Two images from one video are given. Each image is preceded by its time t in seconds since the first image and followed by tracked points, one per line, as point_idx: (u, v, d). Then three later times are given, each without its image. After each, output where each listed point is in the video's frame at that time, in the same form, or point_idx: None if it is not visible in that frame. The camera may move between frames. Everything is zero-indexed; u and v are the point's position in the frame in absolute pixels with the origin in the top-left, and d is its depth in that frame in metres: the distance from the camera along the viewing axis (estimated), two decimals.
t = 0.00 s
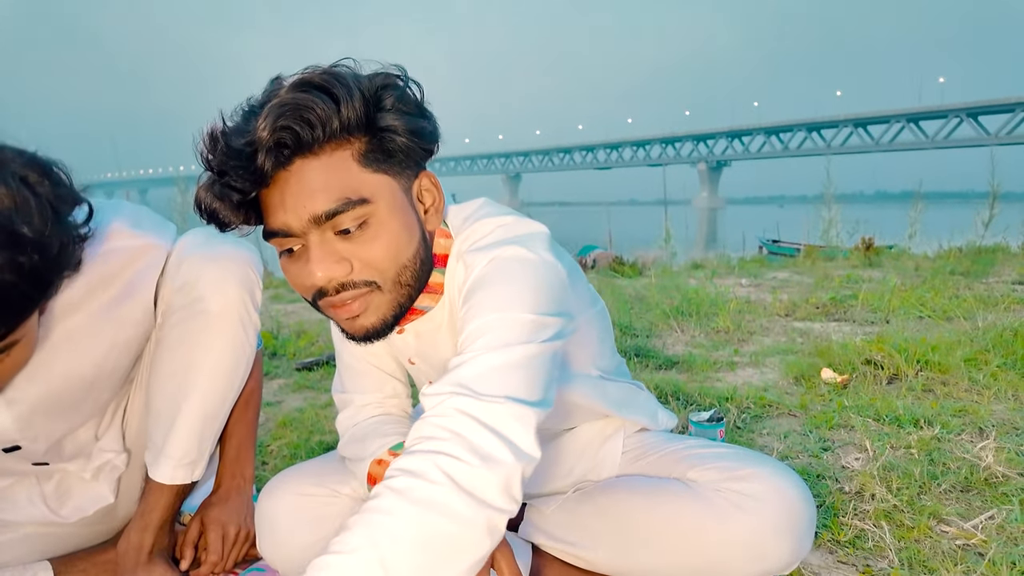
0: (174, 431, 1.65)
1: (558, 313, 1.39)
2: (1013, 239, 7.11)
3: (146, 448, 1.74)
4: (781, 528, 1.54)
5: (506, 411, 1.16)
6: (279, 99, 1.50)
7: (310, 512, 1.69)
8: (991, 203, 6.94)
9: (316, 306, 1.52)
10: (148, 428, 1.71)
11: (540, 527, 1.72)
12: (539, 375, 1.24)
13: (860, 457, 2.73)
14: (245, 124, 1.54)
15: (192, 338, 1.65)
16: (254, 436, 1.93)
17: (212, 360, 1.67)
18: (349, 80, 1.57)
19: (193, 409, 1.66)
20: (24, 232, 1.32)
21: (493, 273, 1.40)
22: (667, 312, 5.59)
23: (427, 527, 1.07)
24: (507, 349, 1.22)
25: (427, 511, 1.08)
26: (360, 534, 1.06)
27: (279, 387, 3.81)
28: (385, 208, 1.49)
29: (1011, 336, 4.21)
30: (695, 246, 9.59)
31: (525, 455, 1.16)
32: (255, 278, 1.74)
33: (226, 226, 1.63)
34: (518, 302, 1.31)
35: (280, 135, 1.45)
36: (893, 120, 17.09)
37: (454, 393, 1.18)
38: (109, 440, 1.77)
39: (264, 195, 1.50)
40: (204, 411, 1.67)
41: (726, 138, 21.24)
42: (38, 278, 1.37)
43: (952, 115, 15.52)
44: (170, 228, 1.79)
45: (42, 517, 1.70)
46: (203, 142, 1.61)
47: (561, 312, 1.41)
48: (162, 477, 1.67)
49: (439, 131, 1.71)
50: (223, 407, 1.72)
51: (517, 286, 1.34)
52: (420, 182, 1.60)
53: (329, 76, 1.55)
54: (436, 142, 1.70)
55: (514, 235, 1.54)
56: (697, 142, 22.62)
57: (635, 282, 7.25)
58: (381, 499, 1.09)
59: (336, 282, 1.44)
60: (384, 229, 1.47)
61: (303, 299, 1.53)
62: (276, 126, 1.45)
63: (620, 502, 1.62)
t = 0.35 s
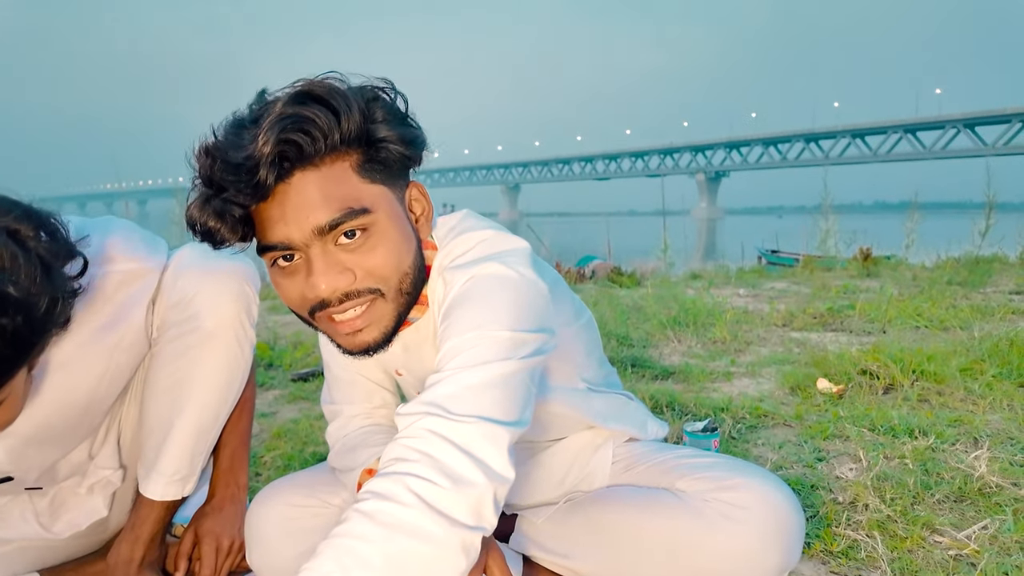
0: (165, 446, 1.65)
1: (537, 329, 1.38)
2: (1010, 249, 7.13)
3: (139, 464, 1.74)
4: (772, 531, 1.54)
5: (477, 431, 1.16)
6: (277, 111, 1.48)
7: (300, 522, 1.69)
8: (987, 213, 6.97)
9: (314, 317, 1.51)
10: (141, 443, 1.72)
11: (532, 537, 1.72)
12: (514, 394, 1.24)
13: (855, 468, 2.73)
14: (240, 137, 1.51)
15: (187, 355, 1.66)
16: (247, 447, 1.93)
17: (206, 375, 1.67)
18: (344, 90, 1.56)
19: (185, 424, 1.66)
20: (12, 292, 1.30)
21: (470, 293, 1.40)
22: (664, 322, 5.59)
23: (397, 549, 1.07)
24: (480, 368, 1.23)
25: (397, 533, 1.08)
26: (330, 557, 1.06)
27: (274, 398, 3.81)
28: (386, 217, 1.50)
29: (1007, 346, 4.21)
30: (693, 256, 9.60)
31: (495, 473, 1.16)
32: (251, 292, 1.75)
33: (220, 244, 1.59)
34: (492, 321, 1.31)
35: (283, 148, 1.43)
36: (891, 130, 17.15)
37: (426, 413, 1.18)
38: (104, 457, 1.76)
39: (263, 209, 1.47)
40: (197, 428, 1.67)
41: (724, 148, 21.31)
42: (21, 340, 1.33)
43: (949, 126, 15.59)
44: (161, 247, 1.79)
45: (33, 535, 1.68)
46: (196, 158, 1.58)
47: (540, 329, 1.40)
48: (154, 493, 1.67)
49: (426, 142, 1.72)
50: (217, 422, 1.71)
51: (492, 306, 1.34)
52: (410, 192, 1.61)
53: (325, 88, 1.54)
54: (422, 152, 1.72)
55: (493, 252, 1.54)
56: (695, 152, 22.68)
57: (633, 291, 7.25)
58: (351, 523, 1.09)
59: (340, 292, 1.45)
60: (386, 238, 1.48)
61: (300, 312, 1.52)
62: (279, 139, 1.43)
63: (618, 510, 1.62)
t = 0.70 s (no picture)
0: (155, 460, 1.65)
1: (540, 341, 1.39)
2: (1005, 258, 7.16)
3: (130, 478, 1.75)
4: (763, 535, 1.55)
5: (488, 446, 1.17)
6: (294, 114, 1.50)
7: (295, 535, 1.69)
8: (983, 222, 6.99)
9: (316, 325, 1.51)
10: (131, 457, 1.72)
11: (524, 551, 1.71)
12: (522, 407, 1.25)
13: (849, 479, 2.73)
14: (253, 139, 1.52)
15: (178, 368, 1.67)
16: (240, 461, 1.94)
17: (196, 389, 1.67)
18: (361, 99, 1.58)
19: (175, 438, 1.66)
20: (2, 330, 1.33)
21: (473, 308, 1.41)
22: (661, 331, 5.60)
23: (416, 565, 1.07)
24: (487, 383, 1.24)
25: (415, 549, 1.08)
26: None
27: (270, 408, 3.81)
28: (392, 225, 1.51)
29: (1002, 356, 4.22)
30: (691, 264, 9.62)
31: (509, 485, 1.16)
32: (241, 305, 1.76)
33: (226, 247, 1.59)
34: (497, 334, 1.32)
35: (296, 150, 1.44)
36: (888, 139, 17.21)
37: (437, 429, 1.19)
38: (95, 471, 1.77)
39: (271, 211, 1.48)
40: (188, 441, 1.67)
41: (722, 156, 21.38)
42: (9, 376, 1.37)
43: (946, 134, 15.64)
44: (152, 259, 1.79)
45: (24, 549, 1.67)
46: (207, 158, 1.59)
47: (543, 341, 1.41)
48: (142, 507, 1.67)
49: (435, 157, 1.74)
50: (207, 435, 1.71)
51: (495, 319, 1.35)
52: (416, 205, 1.63)
53: (342, 96, 1.57)
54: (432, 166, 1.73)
55: (493, 265, 1.55)
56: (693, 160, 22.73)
57: (630, 300, 7.26)
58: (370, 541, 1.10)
59: (344, 299, 1.45)
60: (391, 246, 1.49)
61: (303, 320, 1.52)
62: (293, 141, 1.44)
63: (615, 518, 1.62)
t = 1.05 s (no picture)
0: (149, 464, 1.65)
1: (546, 352, 1.39)
2: (1002, 266, 7.17)
3: (124, 484, 1.74)
4: (755, 557, 1.54)
5: (497, 461, 1.17)
6: (322, 106, 1.54)
7: (293, 544, 1.68)
8: (980, 230, 7.00)
9: (310, 314, 1.50)
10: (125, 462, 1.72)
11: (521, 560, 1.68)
12: (529, 419, 1.25)
13: (847, 487, 2.72)
14: (282, 124, 1.55)
15: (170, 373, 1.66)
16: (235, 474, 1.95)
17: (191, 393, 1.67)
18: (391, 103, 1.61)
19: (169, 442, 1.65)
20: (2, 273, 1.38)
21: (480, 319, 1.41)
22: (659, 339, 5.59)
23: None
24: (495, 396, 1.24)
25: (426, 568, 1.08)
26: None
27: (267, 416, 3.80)
28: (402, 229, 1.51)
29: (1000, 363, 4.23)
30: (688, 272, 9.62)
31: (519, 504, 1.16)
32: (234, 311, 1.75)
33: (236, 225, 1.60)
34: (504, 346, 1.32)
35: (319, 140, 1.47)
36: (885, 147, 17.26)
37: (445, 444, 1.19)
38: (88, 474, 1.75)
39: (285, 194, 1.50)
40: (181, 447, 1.66)
41: (720, 164, 21.41)
42: (18, 318, 1.42)
43: (942, 142, 15.70)
44: (151, 262, 1.80)
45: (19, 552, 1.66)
46: (233, 135, 1.61)
47: (549, 351, 1.41)
48: (137, 512, 1.66)
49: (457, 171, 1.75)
50: (202, 439, 1.70)
51: (502, 330, 1.35)
52: (430, 215, 1.62)
53: (374, 97, 1.59)
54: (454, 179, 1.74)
55: (497, 275, 1.55)
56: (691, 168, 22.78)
57: (628, 308, 7.26)
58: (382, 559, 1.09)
59: (339, 291, 1.44)
60: (395, 248, 1.49)
61: (299, 309, 1.52)
62: (317, 130, 1.47)
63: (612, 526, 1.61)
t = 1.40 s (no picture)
0: (145, 466, 1.64)
1: (539, 360, 1.38)
2: (1000, 271, 7.18)
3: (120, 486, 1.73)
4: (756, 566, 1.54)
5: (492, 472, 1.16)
6: (302, 127, 1.50)
7: (290, 551, 1.67)
8: (978, 236, 7.01)
9: (299, 330, 1.52)
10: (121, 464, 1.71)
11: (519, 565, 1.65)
12: (524, 429, 1.24)
13: (846, 493, 2.72)
14: (264, 144, 1.52)
15: (163, 376, 1.65)
16: (234, 480, 1.94)
17: (186, 395, 1.66)
18: (373, 118, 1.57)
19: (165, 444, 1.64)
20: (12, 235, 1.38)
21: (474, 328, 1.40)
22: (659, 344, 5.59)
23: None
24: (490, 405, 1.23)
25: None
26: None
27: (265, 422, 3.79)
28: (388, 246, 1.50)
29: (998, 369, 4.23)
30: (687, 278, 9.64)
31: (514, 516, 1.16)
32: (229, 313, 1.75)
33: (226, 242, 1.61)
34: (498, 355, 1.31)
35: (297, 163, 1.45)
36: (883, 152, 17.30)
37: (440, 455, 1.18)
38: (83, 474, 1.74)
39: (271, 216, 1.50)
40: (176, 448, 1.65)
41: (718, 170, 21.44)
42: (28, 276, 1.43)
43: (939, 148, 15.73)
44: (152, 265, 1.82)
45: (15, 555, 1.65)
46: (216, 156, 1.59)
47: (542, 360, 1.40)
48: (135, 514, 1.65)
49: (448, 181, 1.72)
50: (198, 442, 1.70)
51: (495, 339, 1.35)
52: (420, 225, 1.60)
53: (353, 113, 1.56)
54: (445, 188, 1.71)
55: (492, 282, 1.55)
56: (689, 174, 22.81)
57: (627, 313, 7.27)
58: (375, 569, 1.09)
59: (324, 311, 1.45)
60: (380, 266, 1.49)
61: (289, 321, 1.53)
62: (296, 154, 1.45)
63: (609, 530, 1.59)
